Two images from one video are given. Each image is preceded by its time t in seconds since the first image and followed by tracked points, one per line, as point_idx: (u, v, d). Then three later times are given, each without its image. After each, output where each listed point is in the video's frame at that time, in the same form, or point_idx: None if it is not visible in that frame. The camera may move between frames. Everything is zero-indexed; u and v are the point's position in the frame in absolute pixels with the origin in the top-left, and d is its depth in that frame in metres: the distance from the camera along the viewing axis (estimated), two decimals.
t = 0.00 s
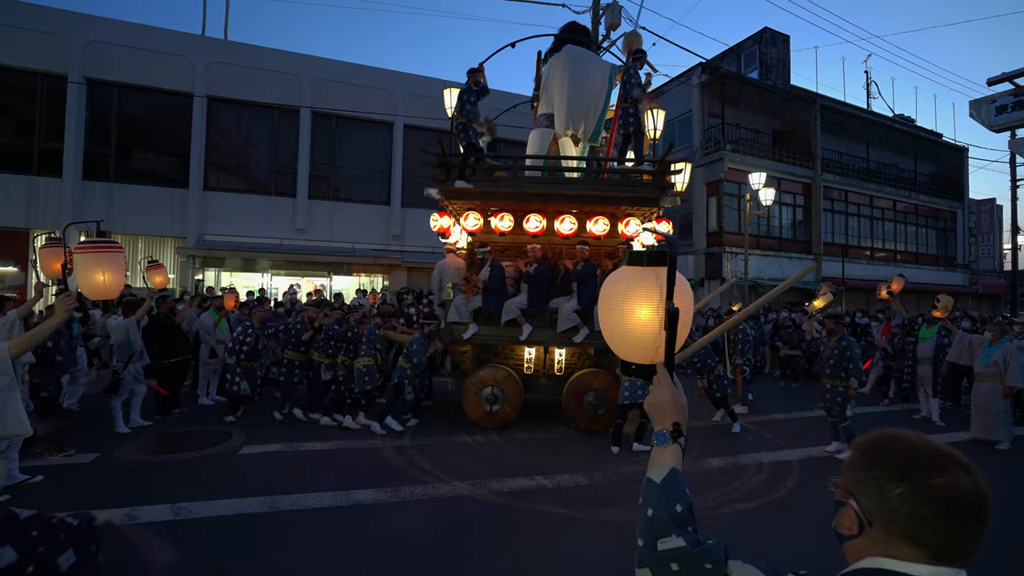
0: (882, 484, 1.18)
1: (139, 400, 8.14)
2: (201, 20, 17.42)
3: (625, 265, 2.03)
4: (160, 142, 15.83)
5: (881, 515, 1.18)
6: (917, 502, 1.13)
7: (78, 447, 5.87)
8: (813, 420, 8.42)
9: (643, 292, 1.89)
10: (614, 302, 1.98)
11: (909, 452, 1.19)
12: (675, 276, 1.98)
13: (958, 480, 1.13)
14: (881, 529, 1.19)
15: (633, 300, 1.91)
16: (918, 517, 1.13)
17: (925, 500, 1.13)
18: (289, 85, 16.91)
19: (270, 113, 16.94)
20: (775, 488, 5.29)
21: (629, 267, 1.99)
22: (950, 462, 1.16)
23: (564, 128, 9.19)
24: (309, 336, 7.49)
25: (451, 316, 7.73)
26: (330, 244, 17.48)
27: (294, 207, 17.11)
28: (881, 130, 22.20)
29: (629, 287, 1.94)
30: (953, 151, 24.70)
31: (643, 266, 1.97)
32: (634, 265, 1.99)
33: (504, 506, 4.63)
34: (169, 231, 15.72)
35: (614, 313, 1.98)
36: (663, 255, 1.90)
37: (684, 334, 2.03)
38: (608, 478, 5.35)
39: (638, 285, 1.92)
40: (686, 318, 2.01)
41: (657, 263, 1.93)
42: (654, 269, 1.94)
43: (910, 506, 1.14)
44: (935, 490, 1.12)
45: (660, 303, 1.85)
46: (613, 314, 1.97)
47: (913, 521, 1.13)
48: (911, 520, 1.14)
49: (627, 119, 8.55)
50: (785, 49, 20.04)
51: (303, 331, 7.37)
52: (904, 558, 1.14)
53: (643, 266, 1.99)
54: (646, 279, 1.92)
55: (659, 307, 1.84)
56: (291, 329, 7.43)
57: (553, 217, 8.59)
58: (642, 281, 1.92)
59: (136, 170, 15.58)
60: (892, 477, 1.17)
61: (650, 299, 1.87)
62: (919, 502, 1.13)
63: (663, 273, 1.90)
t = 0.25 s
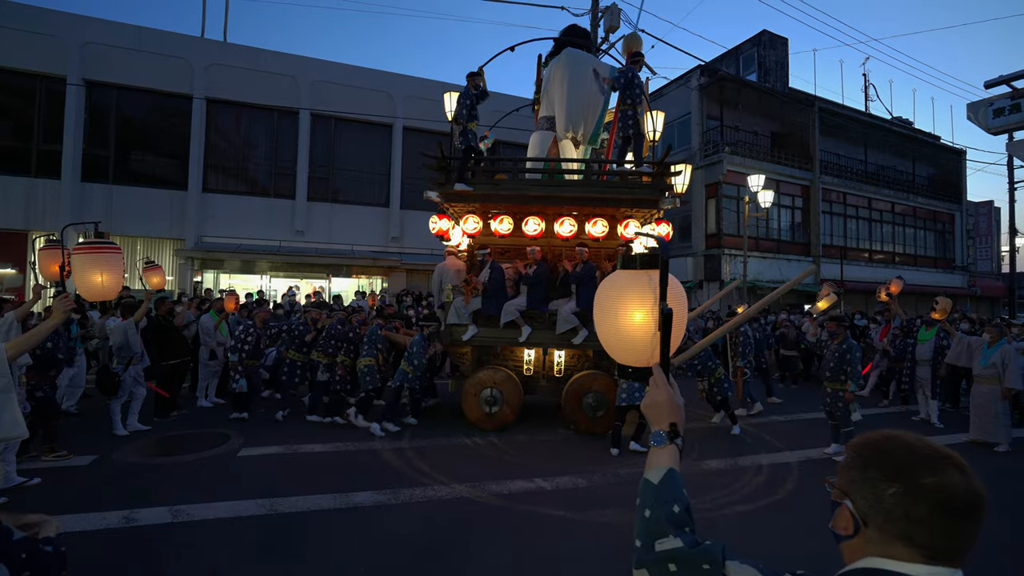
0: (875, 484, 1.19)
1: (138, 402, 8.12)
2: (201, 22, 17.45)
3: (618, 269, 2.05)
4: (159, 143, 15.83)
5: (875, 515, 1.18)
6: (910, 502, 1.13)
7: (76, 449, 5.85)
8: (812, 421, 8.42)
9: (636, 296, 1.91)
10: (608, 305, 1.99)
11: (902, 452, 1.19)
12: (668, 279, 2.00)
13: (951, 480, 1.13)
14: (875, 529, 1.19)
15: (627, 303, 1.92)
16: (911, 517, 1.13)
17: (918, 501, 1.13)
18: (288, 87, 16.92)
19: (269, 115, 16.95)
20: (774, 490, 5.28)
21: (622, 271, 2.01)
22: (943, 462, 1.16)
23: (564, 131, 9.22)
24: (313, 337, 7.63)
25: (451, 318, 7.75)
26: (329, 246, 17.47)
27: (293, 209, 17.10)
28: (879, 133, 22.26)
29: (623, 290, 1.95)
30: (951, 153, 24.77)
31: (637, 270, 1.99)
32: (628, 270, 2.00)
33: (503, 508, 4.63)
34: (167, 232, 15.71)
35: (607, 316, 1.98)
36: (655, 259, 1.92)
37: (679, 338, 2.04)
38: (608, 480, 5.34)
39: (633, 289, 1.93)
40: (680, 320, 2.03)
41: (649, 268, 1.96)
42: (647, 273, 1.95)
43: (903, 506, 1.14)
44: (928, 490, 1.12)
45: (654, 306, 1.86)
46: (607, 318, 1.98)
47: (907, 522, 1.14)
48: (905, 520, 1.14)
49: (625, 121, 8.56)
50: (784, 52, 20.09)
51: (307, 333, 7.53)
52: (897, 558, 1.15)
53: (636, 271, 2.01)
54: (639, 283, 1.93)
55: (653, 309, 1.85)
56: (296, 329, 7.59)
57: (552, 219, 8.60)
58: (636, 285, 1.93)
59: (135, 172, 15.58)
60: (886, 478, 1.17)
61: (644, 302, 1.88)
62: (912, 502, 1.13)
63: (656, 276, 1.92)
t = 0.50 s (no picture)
0: (867, 482, 1.19)
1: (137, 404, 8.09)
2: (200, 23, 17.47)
3: (618, 272, 2.05)
4: (158, 144, 15.82)
5: (867, 513, 1.19)
6: (901, 500, 1.14)
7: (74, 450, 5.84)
8: (811, 423, 8.42)
9: (635, 298, 1.91)
10: (607, 308, 1.99)
11: (894, 450, 1.20)
12: (667, 281, 1.99)
13: (941, 478, 1.14)
14: (867, 527, 1.19)
15: (626, 306, 1.92)
16: (902, 515, 1.14)
17: (908, 498, 1.13)
18: (287, 88, 16.92)
19: (269, 116, 16.95)
20: (772, 492, 5.28)
21: (622, 274, 2.01)
22: (935, 460, 1.17)
23: (564, 133, 9.27)
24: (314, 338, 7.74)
25: (451, 319, 7.71)
26: (328, 247, 17.47)
27: (291, 210, 17.10)
28: (877, 135, 22.31)
29: (623, 293, 1.94)
30: (949, 155, 24.84)
31: (636, 272, 1.99)
32: (628, 273, 2.01)
33: (502, 509, 4.62)
34: (166, 233, 15.69)
35: (607, 318, 1.98)
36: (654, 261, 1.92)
37: (678, 340, 2.04)
38: (607, 482, 5.34)
39: (631, 292, 1.93)
40: (679, 322, 2.03)
41: (649, 269, 1.96)
42: (646, 276, 1.95)
43: (894, 504, 1.15)
44: (918, 488, 1.13)
45: (653, 308, 1.85)
46: (607, 321, 1.97)
47: (898, 519, 1.14)
48: (896, 518, 1.15)
49: (624, 122, 8.55)
50: (782, 54, 20.14)
51: (308, 334, 7.67)
52: (890, 555, 1.15)
53: (636, 272, 2.00)
54: (639, 285, 1.93)
55: (651, 312, 1.85)
56: (297, 330, 7.72)
57: (552, 220, 8.61)
58: (635, 287, 1.93)
59: (134, 173, 15.57)
60: (876, 475, 1.18)
61: (643, 305, 1.87)
62: (902, 500, 1.14)
63: (654, 278, 1.92)
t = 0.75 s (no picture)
0: (862, 477, 1.21)
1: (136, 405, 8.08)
2: (199, 25, 17.50)
3: (614, 271, 2.06)
4: (156, 146, 15.82)
5: (862, 508, 1.20)
6: (895, 496, 1.15)
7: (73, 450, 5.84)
8: (811, 423, 8.42)
9: (631, 298, 1.91)
10: (603, 307, 1.98)
11: (888, 446, 1.21)
12: (662, 281, 2.00)
13: (935, 474, 1.15)
14: (862, 524, 1.20)
15: (622, 306, 1.91)
16: (897, 510, 1.15)
17: (902, 494, 1.15)
18: (286, 89, 16.92)
19: (268, 117, 16.95)
20: (772, 492, 5.29)
21: (618, 274, 2.02)
22: (929, 456, 1.18)
23: (563, 134, 9.31)
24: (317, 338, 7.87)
25: (450, 320, 7.66)
26: (327, 248, 17.46)
27: (290, 212, 17.10)
28: (875, 136, 22.36)
29: (619, 293, 1.95)
30: (947, 156, 24.90)
31: (631, 272, 2.00)
32: (623, 272, 2.01)
33: (501, 510, 4.62)
34: (165, 235, 15.67)
35: (603, 318, 1.98)
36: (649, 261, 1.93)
37: (674, 339, 2.05)
38: (607, 482, 5.34)
39: (626, 291, 1.93)
40: (674, 320, 2.03)
41: (644, 269, 1.96)
42: (641, 275, 1.95)
43: (889, 500, 1.16)
44: (912, 484, 1.14)
45: (649, 308, 1.86)
46: (603, 321, 1.97)
47: (893, 515, 1.15)
48: (890, 513, 1.16)
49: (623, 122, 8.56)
50: (781, 55, 20.18)
51: (312, 333, 7.73)
52: (884, 550, 1.16)
53: (631, 272, 2.01)
54: (634, 285, 1.93)
55: (647, 311, 1.85)
56: (301, 330, 7.84)
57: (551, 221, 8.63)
58: (630, 287, 1.93)
59: (133, 174, 15.56)
60: (871, 472, 1.20)
61: (639, 305, 1.88)
62: (896, 495, 1.15)
63: (649, 278, 1.92)
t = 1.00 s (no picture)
0: (856, 474, 1.23)
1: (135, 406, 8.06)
2: (198, 25, 17.50)
3: (613, 271, 2.06)
4: (155, 146, 15.80)
5: (857, 506, 1.22)
6: (889, 492, 1.17)
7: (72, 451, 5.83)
8: (810, 424, 8.43)
9: (630, 298, 1.91)
10: (602, 306, 1.98)
11: (883, 444, 1.23)
12: (661, 280, 2.00)
13: (929, 471, 1.17)
14: (857, 521, 1.22)
15: (621, 305, 1.92)
16: (891, 506, 1.17)
17: (896, 491, 1.17)
18: (285, 90, 16.91)
19: (267, 118, 16.94)
20: (771, 492, 5.29)
21: (617, 273, 2.02)
22: (923, 454, 1.20)
23: (562, 135, 9.32)
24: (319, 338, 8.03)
25: (450, 321, 7.66)
26: (326, 249, 17.45)
27: (289, 212, 17.10)
28: (873, 137, 22.40)
29: (618, 292, 1.95)
30: (945, 157, 24.95)
31: (630, 271, 2.00)
32: (622, 272, 2.01)
33: (501, 511, 4.61)
34: (163, 235, 15.65)
35: (602, 317, 1.98)
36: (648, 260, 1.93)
37: (672, 338, 2.05)
38: (605, 483, 5.34)
39: (626, 291, 1.93)
40: (672, 320, 2.03)
41: (642, 268, 1.96)
42: (640, 274, 1.95)
43: (884, 497, 1.18)
44: (906, 481, 1.16)
45: (647, 308, 1.86)
46: (602, 319, 1.97)
47: (887, 511, 1.18)
48: (884, 510, 1.18)
49: (622, 123, 8.54)
50: (779, 57, 20.22)
51: (313, 334, 7.94)
52: (877, 546, 1.19)
53: (630, 272, 2.01)
54: (633, 285, 1.93)
55: (646, 310, 1.86)
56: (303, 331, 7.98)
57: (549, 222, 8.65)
58: (629, 287, 1.93)
59: (131, 175, 15.55)
60: (866, 469, 1.21)
61: (638, 304, 1.88)
62: (891, 492, 1.17)
63: (648, 277, 1.92)
